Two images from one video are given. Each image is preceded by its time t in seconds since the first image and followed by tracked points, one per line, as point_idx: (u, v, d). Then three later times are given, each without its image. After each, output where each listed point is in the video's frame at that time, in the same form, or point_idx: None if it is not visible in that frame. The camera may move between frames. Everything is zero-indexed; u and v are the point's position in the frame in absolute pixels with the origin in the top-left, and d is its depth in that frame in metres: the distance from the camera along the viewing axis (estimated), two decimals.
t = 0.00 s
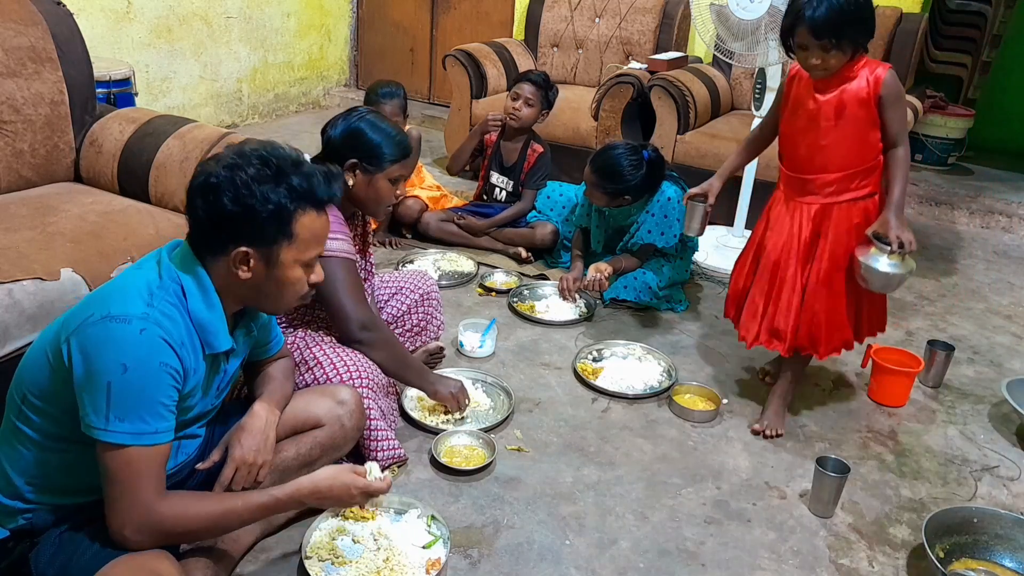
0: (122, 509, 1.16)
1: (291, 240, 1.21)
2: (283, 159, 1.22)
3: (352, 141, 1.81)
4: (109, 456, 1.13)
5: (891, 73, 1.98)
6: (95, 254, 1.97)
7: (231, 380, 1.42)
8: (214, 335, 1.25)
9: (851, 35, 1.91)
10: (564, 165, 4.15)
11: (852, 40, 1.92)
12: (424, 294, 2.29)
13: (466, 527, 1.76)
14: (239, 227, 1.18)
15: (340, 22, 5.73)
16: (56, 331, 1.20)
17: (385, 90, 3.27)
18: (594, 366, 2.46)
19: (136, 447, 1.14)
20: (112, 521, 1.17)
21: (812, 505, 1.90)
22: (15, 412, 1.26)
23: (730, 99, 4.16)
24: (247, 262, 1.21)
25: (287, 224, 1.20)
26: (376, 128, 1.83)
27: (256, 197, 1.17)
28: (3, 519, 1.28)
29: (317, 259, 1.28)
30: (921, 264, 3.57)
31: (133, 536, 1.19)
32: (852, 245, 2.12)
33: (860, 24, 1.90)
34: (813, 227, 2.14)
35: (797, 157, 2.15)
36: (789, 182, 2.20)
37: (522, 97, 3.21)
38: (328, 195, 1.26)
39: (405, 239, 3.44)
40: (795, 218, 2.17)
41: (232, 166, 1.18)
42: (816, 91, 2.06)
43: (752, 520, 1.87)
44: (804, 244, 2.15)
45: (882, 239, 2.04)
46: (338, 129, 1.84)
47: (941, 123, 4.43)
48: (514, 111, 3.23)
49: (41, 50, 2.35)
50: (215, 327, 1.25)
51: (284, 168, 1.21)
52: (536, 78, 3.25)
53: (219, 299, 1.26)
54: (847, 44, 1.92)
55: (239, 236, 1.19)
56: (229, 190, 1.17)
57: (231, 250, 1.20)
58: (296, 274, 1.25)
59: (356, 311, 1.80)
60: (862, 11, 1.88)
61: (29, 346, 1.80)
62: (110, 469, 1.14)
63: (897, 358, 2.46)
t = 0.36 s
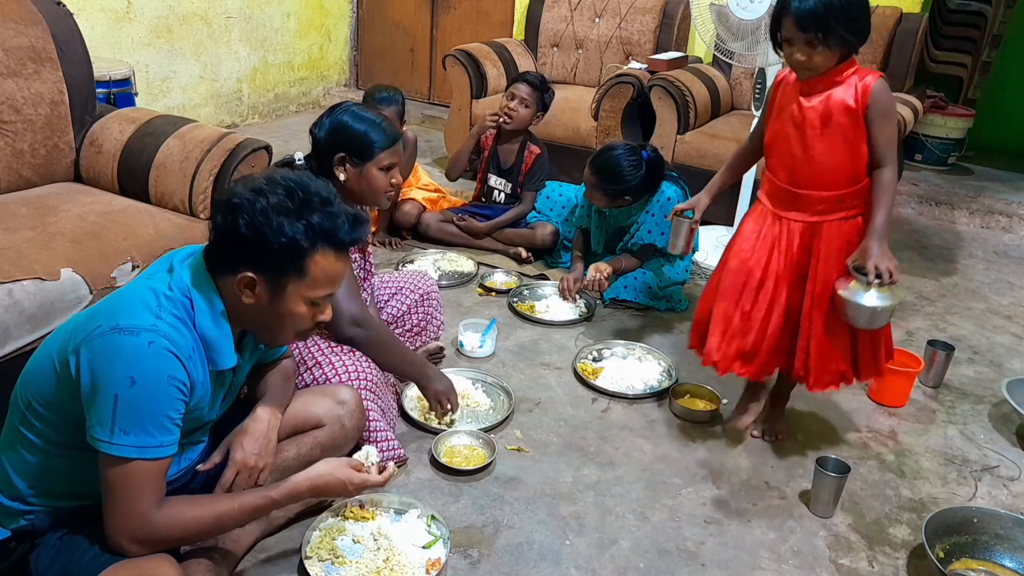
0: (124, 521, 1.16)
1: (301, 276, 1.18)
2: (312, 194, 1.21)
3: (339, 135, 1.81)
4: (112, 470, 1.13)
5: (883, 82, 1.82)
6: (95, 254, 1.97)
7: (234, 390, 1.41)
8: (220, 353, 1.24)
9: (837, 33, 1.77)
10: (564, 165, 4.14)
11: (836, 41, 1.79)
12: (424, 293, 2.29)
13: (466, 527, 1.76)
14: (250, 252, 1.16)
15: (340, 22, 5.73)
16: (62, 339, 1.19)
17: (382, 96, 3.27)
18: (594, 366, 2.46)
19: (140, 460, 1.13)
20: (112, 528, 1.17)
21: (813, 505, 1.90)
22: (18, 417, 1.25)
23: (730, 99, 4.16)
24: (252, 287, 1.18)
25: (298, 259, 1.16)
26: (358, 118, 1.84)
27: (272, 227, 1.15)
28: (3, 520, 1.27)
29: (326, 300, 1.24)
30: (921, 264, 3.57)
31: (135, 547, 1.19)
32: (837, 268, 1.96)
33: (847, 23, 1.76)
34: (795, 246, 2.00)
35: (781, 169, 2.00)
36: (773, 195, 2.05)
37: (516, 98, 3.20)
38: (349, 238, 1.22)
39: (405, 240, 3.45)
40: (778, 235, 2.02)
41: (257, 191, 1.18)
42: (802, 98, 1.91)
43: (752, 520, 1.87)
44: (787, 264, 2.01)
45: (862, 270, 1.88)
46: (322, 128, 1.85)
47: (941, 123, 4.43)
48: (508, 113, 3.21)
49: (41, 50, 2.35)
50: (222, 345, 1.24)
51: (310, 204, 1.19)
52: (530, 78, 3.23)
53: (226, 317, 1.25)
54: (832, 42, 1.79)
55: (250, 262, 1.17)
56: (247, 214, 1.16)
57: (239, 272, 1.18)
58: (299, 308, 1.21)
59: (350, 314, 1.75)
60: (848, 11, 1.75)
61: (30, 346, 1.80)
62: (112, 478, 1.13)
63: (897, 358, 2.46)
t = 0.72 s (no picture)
0: (130, 523, 1.17)
1: (317, 297, 1.17)
2: (330, 217, 1.21)
3: (333, 134, 1.81)
4: (122, 473, 1.13)
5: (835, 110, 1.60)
6: (95, 254, 1.97)
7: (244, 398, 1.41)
8: (232, 365, 1.24)
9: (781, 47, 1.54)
10: (564, 165, 4.14)
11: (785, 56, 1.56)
12: (424, 294, 2.29)
13: (466, 527, 1.76)
14: (267, 274, 1.16)
15: (340, 22, 5.73)
16: (76, 342, 1.19)
17: (386, 98, 3.27)
18: (594, 366, 2.46)
19: (149, 464, 1.14)
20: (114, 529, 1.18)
21: (813, 505, 1.90)
22: (26, 417, 1.25)
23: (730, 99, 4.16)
24: (268, 307, 1.18)
25: (315, 281, 1.15)
26: (351, 116, 1.84)
27: (290, 250, 1.14)
28: (6, 518, 1.27)
29: (343, 319, 1.23)
30: (921, 264, 3.57)
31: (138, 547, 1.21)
32: (775, 309, 1.77)
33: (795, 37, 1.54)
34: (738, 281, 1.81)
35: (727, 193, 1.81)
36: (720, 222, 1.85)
37: (502, 103, 3.17)
38: (367, 260, 1.22)
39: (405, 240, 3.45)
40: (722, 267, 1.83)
41: (276, 213, 1.18)
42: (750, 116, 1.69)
43: (752, 520, 1.87)
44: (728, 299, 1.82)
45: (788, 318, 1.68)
46: (314, 128, 1.83)
47: (941, 123, 4.43)
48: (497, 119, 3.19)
49: (41, 50, 2.35)
50: (235, 357, 1.23)
51: (329, 226, 1.19)
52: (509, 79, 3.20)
53: (240, 330, 1.24)
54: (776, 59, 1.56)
55: (266, 282, 1.16)
56: (265, 236, 1.15)
57: (255, 294, 1.17)
58: (315, 330, 1.20)
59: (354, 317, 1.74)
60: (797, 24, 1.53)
61: (30, 346, 1.80)
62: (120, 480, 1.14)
63: (897, 358, 2.47)
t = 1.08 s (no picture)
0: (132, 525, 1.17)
1: (319, 302, 1.16)
2: (337, 224, 1.20)
3: (337, 138, 1.80)
4: (122, 476, 1.14)
5: (765, 165, 1.36)
6: (95, 254, 1.97)
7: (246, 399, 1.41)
8: (234, 370, 1.23)
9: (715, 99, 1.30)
10: (564, 165, 4.14)
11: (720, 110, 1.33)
12: (425, 294, 2.29)
13: (466, 527, 1.76)
14: (270, 276, 1.15)
15: (340, 22, 5.73)
16: (77, 343, 1.19)
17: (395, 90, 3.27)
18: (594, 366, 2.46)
19: (149, 467, 1.14)
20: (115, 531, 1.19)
21: (813, 505, 1.90)
22: (27, 417, 1.24)
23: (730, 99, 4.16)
24: (269, 310, 1.17)
25: (317, 285, 1.14)
26: (355, 120, 1.85)
27: (295, 252, 1.13)
28: (6, 519, 1.27)
29: (344, 329, 1.22)
30: (921, 264, 3.57)
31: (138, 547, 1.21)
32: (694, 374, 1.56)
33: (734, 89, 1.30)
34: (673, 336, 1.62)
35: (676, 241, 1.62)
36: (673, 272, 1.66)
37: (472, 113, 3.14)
38: (372, 269, 1.20)
39: (405, 241, 3.45)
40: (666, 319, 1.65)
41: (284, 216, 1.18)
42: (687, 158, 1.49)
43: (752, 520, 1.87)
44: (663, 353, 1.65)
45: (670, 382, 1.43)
46: (317, 131, 1.83)
47: (941, 123, 4.43)
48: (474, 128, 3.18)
49: (41, 50, 2.35)
50: (237, 362, 1.23)
51: (336, 233, 1.18)
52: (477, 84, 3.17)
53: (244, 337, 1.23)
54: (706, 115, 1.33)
55: (269, 286, 1.15)
56: (270, 239, 1.14)
57: (257, 296, 1.16)
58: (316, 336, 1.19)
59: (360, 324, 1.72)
60: (744, 70, 1.29)
61: (30, 346, 1.80)
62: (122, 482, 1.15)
63: (897, 358, 2.47)
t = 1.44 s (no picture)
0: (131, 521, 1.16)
1: (293, 255, 1.17)
2: (292, 175, 1.20)
3: (335, 140, 1.81)
4: (119, 472, 1.13)
5: (660, 259, 1.41)
6: (95, 254, 1.97)
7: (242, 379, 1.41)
8: (223, 351, 1.24)
9: (594, 220, 1.35)
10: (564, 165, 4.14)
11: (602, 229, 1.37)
12: (425, 294, 2.29)
13: (466, 527, 1.76)
14: (238, 239, 1.15)
15: (340, 22, 5.72)
16: (65, 340, 1.19)
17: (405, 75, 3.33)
18: (594, 366, 2.46)
19: (146, 461, 1.14)
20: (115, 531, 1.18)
21: (813, 505, 1.90)
22: (21, 417, 1.25)
23: (730, 99, 4.16)
24: (248, 275, 1.18)
25: (287, 237, 1.15)
26: (356, 120, 1.84)
27: (257, 209, 1.14)
28: (6, 520, 1.27)
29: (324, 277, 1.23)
30: (921, 264, 3.57)
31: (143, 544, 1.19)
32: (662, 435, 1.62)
33: (612, 207, 1.35)
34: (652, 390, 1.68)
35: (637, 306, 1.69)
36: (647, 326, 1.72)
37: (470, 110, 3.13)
38: (336, 212, 1.21)
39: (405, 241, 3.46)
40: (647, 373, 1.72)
41: (240, 177, 1.17)
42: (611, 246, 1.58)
43: (752, 521, 1.87)
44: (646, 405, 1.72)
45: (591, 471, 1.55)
46: (318, 129, 1.85)
47: (941, 123, 4.44)
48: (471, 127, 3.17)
49: (41, 50, 2.35)
50: (225, 342, 1.24)
51: (292, 182, 1.18)
52: (472, 83, 3.17)
53: (225, 308, 1.24)
54: (592, 236, 1.38)
55: (241, 249, 1.16)
56: (232, 202, 1.15)
57: (232, 261, 1.17)
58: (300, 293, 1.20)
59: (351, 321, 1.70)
60: (616, 188, 1.33)
61: (30, 346, 1.80)
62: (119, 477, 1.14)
63: (897, 358, 2.47)
